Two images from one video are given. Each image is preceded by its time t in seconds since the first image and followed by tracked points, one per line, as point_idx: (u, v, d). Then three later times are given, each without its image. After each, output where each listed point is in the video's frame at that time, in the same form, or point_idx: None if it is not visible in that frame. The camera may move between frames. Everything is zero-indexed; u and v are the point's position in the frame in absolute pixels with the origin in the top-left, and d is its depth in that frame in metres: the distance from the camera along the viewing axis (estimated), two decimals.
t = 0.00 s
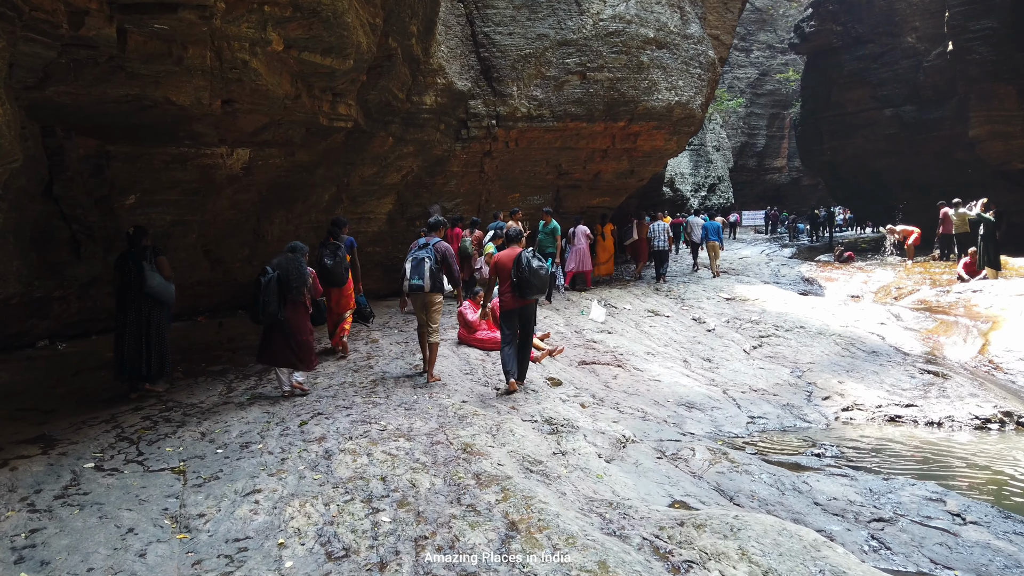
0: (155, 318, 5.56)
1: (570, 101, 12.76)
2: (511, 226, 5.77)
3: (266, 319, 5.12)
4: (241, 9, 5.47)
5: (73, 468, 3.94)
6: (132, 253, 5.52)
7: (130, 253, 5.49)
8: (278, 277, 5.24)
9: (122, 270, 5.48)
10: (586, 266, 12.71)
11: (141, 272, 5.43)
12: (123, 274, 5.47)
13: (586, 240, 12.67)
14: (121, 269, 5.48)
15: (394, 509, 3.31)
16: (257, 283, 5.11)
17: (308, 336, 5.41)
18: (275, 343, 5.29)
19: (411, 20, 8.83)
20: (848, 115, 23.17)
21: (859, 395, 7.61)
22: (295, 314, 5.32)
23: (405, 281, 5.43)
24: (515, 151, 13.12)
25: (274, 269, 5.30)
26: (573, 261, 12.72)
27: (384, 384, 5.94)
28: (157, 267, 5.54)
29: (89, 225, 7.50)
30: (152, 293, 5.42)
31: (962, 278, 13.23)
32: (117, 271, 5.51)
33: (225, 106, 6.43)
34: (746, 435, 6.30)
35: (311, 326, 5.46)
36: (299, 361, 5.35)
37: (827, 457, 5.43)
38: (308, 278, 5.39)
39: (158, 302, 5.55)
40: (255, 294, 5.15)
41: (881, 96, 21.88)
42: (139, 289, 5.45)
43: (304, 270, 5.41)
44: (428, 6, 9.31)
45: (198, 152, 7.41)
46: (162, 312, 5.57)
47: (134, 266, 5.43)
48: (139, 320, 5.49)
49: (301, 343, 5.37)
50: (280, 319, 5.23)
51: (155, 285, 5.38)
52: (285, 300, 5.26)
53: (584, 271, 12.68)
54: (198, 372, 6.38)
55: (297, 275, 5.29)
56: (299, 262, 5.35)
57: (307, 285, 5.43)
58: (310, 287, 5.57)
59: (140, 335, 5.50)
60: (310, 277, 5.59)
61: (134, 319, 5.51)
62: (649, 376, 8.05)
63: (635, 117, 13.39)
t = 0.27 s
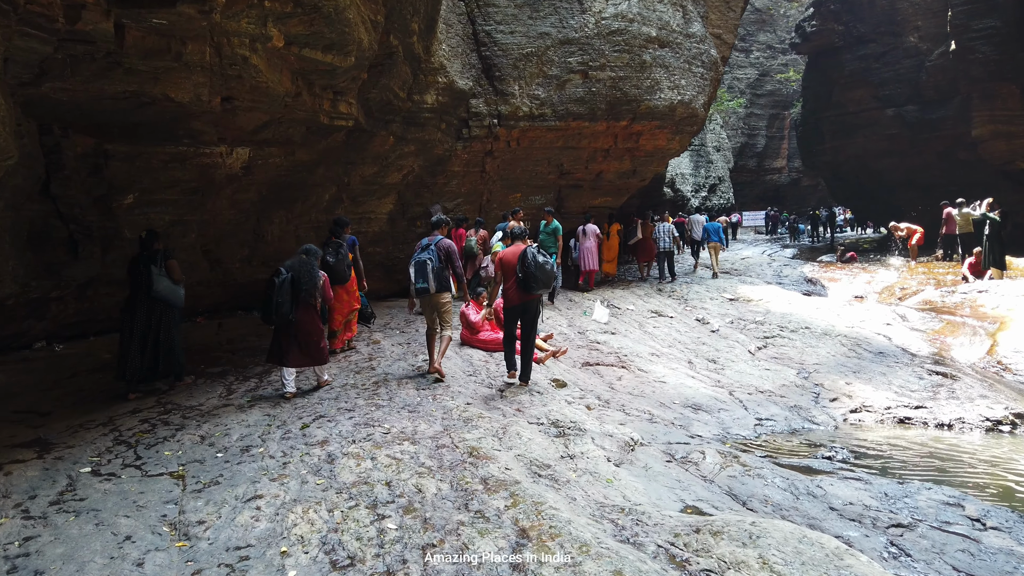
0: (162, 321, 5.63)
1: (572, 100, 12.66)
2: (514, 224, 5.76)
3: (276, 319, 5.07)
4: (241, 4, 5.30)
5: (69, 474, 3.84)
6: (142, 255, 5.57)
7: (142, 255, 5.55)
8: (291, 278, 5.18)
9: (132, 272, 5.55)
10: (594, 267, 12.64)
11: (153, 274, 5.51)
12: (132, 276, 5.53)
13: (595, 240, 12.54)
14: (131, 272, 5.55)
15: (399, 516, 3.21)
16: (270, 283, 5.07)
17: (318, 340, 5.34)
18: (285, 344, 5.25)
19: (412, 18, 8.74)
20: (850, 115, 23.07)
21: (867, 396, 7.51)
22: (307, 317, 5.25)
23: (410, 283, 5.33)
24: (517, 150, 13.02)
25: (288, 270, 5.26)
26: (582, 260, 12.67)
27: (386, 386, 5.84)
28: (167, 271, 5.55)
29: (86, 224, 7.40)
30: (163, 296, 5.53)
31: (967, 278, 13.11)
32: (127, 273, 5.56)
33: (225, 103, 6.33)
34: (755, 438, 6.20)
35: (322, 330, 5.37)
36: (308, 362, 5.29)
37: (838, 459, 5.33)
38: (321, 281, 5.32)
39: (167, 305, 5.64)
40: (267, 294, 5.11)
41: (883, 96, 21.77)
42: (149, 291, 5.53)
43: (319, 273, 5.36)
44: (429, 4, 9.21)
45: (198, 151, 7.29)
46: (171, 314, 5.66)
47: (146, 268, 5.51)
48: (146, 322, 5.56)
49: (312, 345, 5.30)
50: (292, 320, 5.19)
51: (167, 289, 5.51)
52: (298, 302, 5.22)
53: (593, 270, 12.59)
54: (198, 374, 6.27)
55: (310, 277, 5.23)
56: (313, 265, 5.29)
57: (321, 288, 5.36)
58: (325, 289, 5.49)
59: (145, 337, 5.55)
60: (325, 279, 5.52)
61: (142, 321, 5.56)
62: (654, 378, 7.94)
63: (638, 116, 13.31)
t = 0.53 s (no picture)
0: (182, 317, 5.49)
1: (576, 98, 12.55)
2: (520, 225, 5.69)
3: (294, 312, 5.05)
4: None
5: (66, 478, 3.71)
6: (163, 251, 5.44)
7: (163, 251, 5.41)
8: (313, 273, 5.17)
9: (154, 267, 5.41)
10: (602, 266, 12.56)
11: (173, 270, 5.36)
12: (153, 271, 5.38)
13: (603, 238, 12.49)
14: (152, 266, 5.40)
15: (410, 524, 3.09)
16: (292, 275, 5.06)
17: (331, 337, 5.31)
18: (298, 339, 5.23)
19: (415, 13, 8.61)
20: (853, 114, 22.95)
21: (879, 398, 7.39)
22: (324, 313, 5.23)
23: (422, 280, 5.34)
24: (520, 149, 12.90)
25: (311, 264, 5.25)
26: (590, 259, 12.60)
27: (392, 387, 5.72)
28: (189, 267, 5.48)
29: (85, 222, 7.27)
30: (184, 293, 5.37)
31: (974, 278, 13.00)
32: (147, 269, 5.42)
33: (226, 98, 6.20)
34: (767, 441, 6.08)
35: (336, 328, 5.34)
36: (321, 358, 5.28)
37: (855, 462, 5.21)
38: (343, 279, 5.30)
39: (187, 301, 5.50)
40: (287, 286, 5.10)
41: (886, 95, 21.66)
42: (169, 287, 5.39)
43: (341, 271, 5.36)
44: None
45: (198, 148, 7.22)
46: (191, 310, 5.52)
47: (168, 264, 5.36)
48: (165, 318, 5.42)
49: (325, 343, 5.27)
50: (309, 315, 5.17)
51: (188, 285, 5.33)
52: (317, 296, 5.20)
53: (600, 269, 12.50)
54: (198, 374, 6.15)
55: (332, 274, 5.21)
56: (336, 261, 5.27)
57: (342, 285, 5.34)
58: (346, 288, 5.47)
59: (165, 333, 5.43)
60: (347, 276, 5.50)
61: (160, 318, 5.42)
62: (661, 379, 7.81)
63: (642, 114, 13.19)
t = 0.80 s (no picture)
0: (197, 316, 5.54)
1: (579, 97, 12.41)
2: (529, 226, 5.65)
3: (309, 309, 5.13)
4: None
5: (61, 491, 3.58)
6: (176, 250, 5.47)
7: (176, 250, 5.44)
8: (328, 272, 5.26)
9: (168, 267, 5.44)
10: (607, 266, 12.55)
11: (186, 270, 5.41)
12: (167, 271, 5.43)
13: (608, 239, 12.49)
14: (166, 266, 5.44)
15: (422, 543, 2.96)
16: (308, 273, 5.13)
17: (343, 335, 5.41)
18: (312, 336, 5.33)
19: (418, 10, 8.47)
20: (855, 114, 22.85)
21: (891, 403, 7.26)
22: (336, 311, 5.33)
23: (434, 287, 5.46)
24: (522, 148, 12.75)
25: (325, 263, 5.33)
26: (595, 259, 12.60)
27: (396, 393, 5.58)
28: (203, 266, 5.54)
29: (82, 222, 7.13)
30: (198, 293, 5.41)
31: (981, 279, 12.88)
32: (161, 268, 5.47)
33: (226, 97, 6.06)
34: (780, 448, 5.94)
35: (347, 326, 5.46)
36: (335, 354, 5.38)
37: (871, 471, 5.09)
38: (355, 278, 5.42)
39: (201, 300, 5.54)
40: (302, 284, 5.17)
41: (889, 95, 21.55)
42: (184, 287, 5.44)
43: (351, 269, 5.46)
44: None
45: (197, 147, 7.09)
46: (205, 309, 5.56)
47: (182, 264, 5.41)
48: (181, 318, 5.49)
49: (337, 340, 5.37)
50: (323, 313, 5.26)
51: (202, 285, 5.37)
52: (331, 294, 5.29)
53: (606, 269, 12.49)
54: (197, 379, 6.00)
55: (346, 273, 5.32)
56: (349, 261, 5.38)
57: (354, 284, 5.44)
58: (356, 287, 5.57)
59: (183, 332, 5.52)
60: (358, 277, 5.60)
61: (177, 317, 5.50)
62: (669, 383, 7.65)
63: (645, 114, 13.06)
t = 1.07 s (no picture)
0: (201, 322, 5.44)
1: (578, 96, 12.30)
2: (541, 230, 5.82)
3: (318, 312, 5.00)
4: None
5: (51, 501, 3.45)
6: (183, 254, 5.41)
7: (183, 254, 5.39)
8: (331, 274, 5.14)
9: (173, 270, 5.38)
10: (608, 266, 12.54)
11: (192, 274, 5.34)
12: (173, 275, 5.37)
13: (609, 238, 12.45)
14: (172, 269, 5.38)
15: (428, 558, 2.85)
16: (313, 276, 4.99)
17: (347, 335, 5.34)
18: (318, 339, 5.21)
19: (417, 6, 8.35)
20: (853, 114, 22.82)
21: (896, 406, 7.18)
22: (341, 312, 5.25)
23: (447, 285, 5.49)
24: (521, 148, 12.64)
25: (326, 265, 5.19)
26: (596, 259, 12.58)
27: (396, 396, 5.46)
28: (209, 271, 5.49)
29: (74, 222, 6.98)
30: (202, 296, 5.32)
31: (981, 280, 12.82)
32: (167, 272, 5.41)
33: (222, 94, 5.93)
34: (786, 452, 5.84)
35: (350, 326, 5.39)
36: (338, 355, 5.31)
37: (880, 476, 5.00)
38: (357, 278, 5.34)
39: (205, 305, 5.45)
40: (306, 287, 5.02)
41: (887, 95, 21.52)
42: (189, 291, 5.36)
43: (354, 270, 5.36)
44: None
45: (192, 145, 6.96)
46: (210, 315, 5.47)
47: (188, 267, 5.36)
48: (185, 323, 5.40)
49: (342, 341, 5.30)
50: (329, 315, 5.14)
51: (208, 288, 5.30)
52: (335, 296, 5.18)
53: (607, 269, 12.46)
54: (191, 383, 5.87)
55: (349, 273, 5.23)
56: (350, 261, 5.29)
57: (355, 285, 5.36)
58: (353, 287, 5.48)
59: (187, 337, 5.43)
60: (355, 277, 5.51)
61: (181, 320, 5.41)
62: (671, 385, 7.52)
63: (645, 113, 12.95)
